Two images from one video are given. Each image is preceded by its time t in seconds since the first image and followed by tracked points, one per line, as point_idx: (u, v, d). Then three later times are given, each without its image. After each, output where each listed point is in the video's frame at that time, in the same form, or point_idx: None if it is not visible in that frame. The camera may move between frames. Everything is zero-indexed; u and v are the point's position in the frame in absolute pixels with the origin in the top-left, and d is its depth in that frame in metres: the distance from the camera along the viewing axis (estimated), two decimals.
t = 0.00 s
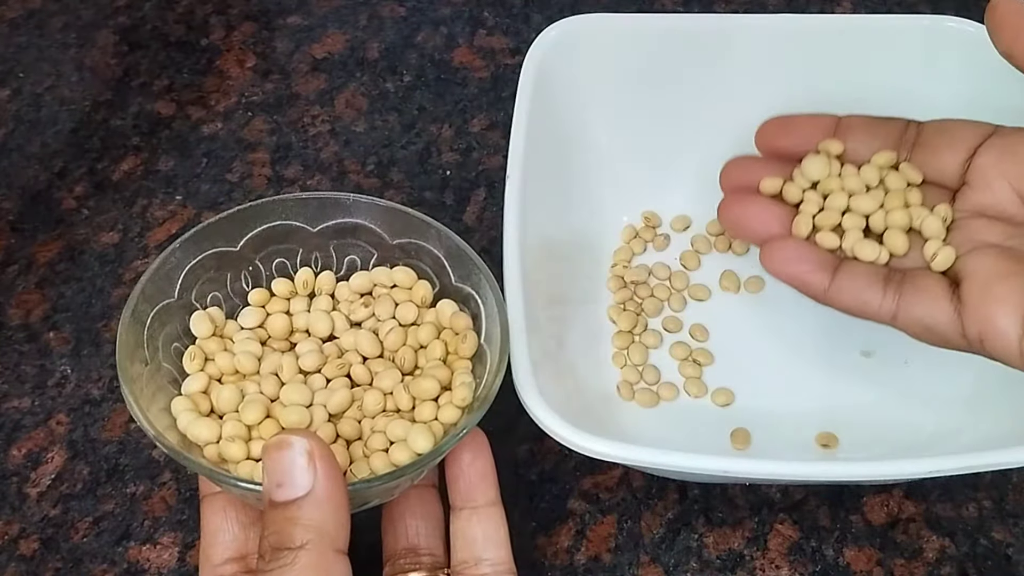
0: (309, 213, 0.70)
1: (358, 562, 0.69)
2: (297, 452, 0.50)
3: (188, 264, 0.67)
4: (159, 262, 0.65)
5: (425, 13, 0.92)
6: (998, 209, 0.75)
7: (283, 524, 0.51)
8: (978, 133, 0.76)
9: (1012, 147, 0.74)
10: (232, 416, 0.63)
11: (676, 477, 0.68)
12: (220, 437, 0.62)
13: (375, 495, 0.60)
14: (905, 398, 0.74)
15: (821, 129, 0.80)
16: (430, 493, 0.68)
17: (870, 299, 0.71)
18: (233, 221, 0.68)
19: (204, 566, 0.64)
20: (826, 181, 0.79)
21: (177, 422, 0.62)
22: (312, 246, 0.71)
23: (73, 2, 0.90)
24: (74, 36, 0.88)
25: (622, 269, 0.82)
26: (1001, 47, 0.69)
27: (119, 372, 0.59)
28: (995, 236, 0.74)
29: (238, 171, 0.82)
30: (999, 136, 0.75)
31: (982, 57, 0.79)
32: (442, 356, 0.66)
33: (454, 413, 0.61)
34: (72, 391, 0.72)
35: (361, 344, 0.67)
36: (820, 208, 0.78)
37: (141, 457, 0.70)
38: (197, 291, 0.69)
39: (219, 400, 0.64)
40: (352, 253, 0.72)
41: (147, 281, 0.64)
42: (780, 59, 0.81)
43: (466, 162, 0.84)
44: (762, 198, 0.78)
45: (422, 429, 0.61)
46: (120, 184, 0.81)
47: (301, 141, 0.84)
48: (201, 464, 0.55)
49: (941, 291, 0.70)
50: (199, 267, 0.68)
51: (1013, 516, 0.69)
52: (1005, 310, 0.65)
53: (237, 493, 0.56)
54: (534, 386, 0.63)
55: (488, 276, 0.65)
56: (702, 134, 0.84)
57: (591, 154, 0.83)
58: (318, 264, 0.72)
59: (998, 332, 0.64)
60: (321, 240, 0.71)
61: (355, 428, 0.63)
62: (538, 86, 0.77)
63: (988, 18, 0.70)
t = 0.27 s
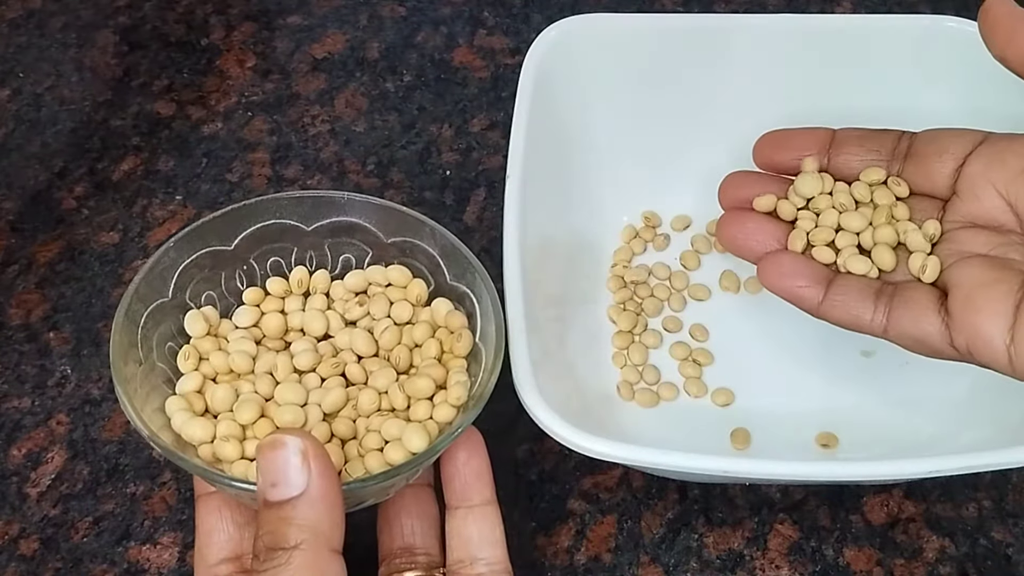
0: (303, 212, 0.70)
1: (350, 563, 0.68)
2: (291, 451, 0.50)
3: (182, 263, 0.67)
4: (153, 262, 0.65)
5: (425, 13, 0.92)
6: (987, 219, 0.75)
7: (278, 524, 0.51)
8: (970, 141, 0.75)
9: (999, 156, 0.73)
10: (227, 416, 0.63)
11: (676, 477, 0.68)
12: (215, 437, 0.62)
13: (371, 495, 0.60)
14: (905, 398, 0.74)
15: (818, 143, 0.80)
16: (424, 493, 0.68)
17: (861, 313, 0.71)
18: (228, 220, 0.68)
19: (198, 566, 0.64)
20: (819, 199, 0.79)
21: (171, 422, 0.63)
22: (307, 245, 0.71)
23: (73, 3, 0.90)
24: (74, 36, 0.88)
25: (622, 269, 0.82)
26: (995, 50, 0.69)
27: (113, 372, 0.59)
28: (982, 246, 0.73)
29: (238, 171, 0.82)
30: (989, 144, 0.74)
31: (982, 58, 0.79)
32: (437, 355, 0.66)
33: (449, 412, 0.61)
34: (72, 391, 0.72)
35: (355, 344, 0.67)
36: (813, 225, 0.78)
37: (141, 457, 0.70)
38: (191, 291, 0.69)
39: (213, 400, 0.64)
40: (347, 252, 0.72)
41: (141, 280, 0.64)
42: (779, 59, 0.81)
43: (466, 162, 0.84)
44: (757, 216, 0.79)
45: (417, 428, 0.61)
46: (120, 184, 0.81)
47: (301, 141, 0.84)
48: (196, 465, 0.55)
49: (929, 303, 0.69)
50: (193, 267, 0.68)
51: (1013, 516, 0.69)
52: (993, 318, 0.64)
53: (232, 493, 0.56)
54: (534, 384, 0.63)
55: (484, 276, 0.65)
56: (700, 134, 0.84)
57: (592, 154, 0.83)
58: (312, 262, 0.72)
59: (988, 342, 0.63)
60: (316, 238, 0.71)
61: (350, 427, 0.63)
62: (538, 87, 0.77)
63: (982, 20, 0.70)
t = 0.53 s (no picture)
0: (302, 212, 0.70)
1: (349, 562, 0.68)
2: (290, 450, 0.50)
3: (181, 263, 0.67)
4: (152, 262, 0.65)
5: (425, 13, 0.92)
6: (978, 226, 0.75)
7: (277, 524, 0.51)
8: (960, 150, 0.75)
9: (989, 164, 0.73)
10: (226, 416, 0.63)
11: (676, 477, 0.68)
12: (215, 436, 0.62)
13: (370, 495, 0.60)
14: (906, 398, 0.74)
15: (815, 156, 0.81)
16: (424, 492, 0.68)
17: (855, 324, 0.72)
18: (227, 221, 0.68)
19: (198, 566, 0.64)
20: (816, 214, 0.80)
21: (171, 422, 0.63)
22: (306, 245, 0.71)
23: (73, 2, 0.90)
24: (74, 36, 0.88)
25: (622, 269, 0.82)
26: (984, 59, 0.71)
27: (112, 373, 0.59)
28: (973, 254, 0.73)
29: (238, 171, 0.82)
30: (981, 153, 0.74)
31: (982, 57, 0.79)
32: (436, 355, 0.66)
33: (448, 411, 0.61)
34: (72, 391, 0.72)
35: (354, 344, 0.67)
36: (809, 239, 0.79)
37: (141, 457, 0.70)
38: (191, 291, 0.69)
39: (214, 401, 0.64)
40: (346, 252, 0.72)
41: (140, 281, 0.64)
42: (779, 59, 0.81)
43: (466, 162, 0.84)
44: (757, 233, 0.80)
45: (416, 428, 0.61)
46: (120, 184, 0.81)
47: (301, 141, 0.84)
48: (195, 465, 0.55)
49: (921, 312, 0.70)
50: (193, 267, 0.68)
51: (1013, 516, 0.69)
52: (981, 325, 0.65)
53: (232, 492, 0.56)
54: (533, 383, 0.63)
55: (483, 276, 0.65)
56: (701, 134, 0.84)
57: (592, 155, 0.83)
58: (312, 263, 0.72)
59: (977, 351, 0.64)
60: (315, 238, 0.71)
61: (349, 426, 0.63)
62: (538, 87, 0.77)
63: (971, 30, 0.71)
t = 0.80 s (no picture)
0: (296, 217, 0.70)
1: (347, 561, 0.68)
2: (285, 455, 0.50)
3: (176, 269, 0.67)
4: (147, 268, 0.65)
5: (425, 13, 0.92)
6: (964, 241, 0.75)
7: (273, 528, 0.51)
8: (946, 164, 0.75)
9: (973, 178, 0.74)
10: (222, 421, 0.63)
11: (676, 477, 0.68)
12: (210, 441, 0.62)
13: (366, 499, 0.60)
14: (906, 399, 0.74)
15: (808, 175, 0.81)
16: (420, 496, 0.68)
17: (847, 342, 0.71)
18: (221, 226, 0.68)
19: (195, 570, 0.64)
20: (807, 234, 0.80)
21: (167, 427, 0.63)
22: (301, 250, 0.71)
23: (73, 2, 0.90)
24: (74, 36, 0.88)
25: (622, 269, 0.82)
26: (967, 76, 0.72)
27: (108, 377, 0.59)
28: (959, 267, 0.73)
29: (238, 171, 0.82)
30: (965, 167, 0.74)
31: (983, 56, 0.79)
32: (431, 359, 0.66)
33: (443, 415, 0.61)
34: (72, 391, 0.72)
35: (350, 348, 0.67)
36: (798, 259, 0.79)
37: (141, 457, 0.70)
38: (186, 296, 0.69)
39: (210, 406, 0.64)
40: (341, 256, 0.72)
41: (135, 286, 0.64)
42: (778, 61, 0.81)
43: (466, 162, 0.84)
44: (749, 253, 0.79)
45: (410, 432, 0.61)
46: (120, 184, 0.81)
47: (301, 141, 0.84)
48: (192, 470, 0.55)
49: (907, 328, 0.70)
50: (187, 272, 0.68)
51: (1013, 516, 0.69)
52: (964, 337, 0.65)
53: (228, 497, 0.56)
54: (533, 383, 0.63)
55: (477, 281, 0.65)
56: (701, 135, 0.84)
57: (593, 155, 0.83)
58: (307, 267, 0.72)
59: (960, 365, 0.64)
60: (310, 243, 0.71)
61: (344, 431, 0.63)
62: (538, 88, 0.77)
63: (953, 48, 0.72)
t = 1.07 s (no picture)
0: (297, 217, 0.70)
1: (348, 561, 0.68)
2: (286, 454, 0.50)
3: (177, 269, 0.67)
4: (148, 268, 0.65)
5: (425, 13, 0.92)
6: (960, 249, 0.74)
7: (273, 527, 0.51)
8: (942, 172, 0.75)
9: (968, 187, 0.74)
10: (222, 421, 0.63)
11: (676, 477, 0.68)
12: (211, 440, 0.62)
13: (365, 498, 0.60)
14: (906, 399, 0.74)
15: (809, 187, 0.81)
16: (421, 496, 0.68)
17: (847, 353, 0.71)
18: (221, 226, 0.68)
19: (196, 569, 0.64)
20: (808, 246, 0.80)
21: (167, 426, 0.63)
22: (301, 250, 0.71)
23: (73, 2, 0.90)
24: (75, 37, 0.88)
25: (622, 269, 0.82)
26: (962, 85, 0.72)
27: (108, 377, 0.59)
28: (954, 276, 0.73)
29: (238, 171, 0.82)
30: (960, 176, 0.74)
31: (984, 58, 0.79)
32: (431, 359, 0.66)
33: (442, 415, 0.61)
34: (72, 391, 0.72)
35: (350, 348, 0.67)
36: (798, 273, 0.79)
37: (142, 457, 0.70)
38: (187, 296, 0.69)
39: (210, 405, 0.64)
40: (342, 256, 0.72)
41: (135, 286, 0.64)
42: (778, 61, 0.80)
43: (467, 162, 0.84)
44: (756, 268, 0.80)
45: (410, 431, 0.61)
46: (121, 184, 0.81)
47: (301, 141, 0.84)
48: (192, 469, 0.55)
49: (904, 336, 0.70)
50: (188, 272, 0.68)
51: (1013, 516, 0.69)
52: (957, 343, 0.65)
53: (228, 496, 0.56)
54: (533, 383, 0.63)
55: (477, 281, 0.65)
56: (701, 135, 0.84)
57: (593, 154, 0.83)
58: (307, 267, 0.72)
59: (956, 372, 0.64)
60: (310, 243, 0.71)
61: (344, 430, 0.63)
62: (538, 87, 0.77)
63: (949, 58, 0.73)
